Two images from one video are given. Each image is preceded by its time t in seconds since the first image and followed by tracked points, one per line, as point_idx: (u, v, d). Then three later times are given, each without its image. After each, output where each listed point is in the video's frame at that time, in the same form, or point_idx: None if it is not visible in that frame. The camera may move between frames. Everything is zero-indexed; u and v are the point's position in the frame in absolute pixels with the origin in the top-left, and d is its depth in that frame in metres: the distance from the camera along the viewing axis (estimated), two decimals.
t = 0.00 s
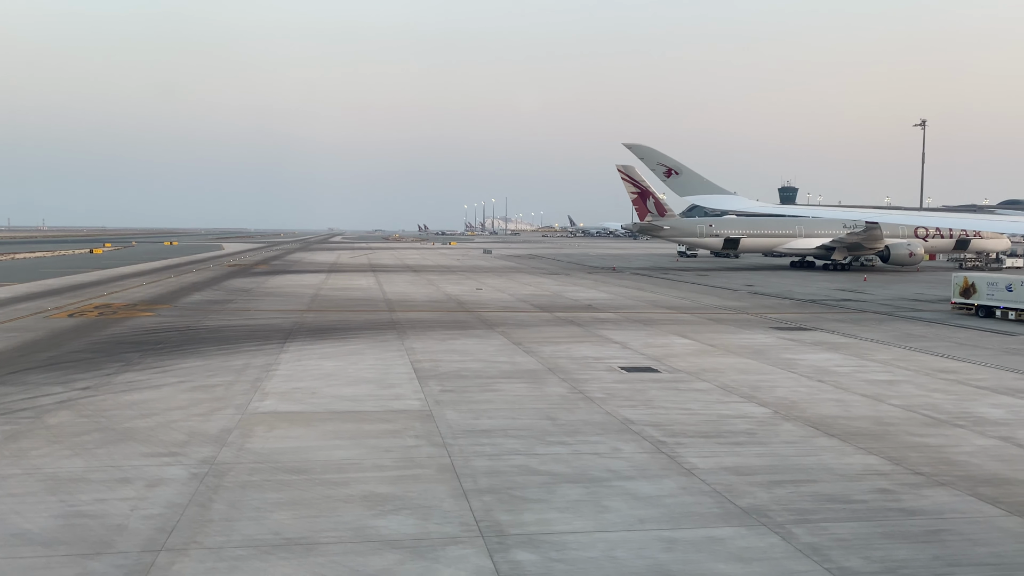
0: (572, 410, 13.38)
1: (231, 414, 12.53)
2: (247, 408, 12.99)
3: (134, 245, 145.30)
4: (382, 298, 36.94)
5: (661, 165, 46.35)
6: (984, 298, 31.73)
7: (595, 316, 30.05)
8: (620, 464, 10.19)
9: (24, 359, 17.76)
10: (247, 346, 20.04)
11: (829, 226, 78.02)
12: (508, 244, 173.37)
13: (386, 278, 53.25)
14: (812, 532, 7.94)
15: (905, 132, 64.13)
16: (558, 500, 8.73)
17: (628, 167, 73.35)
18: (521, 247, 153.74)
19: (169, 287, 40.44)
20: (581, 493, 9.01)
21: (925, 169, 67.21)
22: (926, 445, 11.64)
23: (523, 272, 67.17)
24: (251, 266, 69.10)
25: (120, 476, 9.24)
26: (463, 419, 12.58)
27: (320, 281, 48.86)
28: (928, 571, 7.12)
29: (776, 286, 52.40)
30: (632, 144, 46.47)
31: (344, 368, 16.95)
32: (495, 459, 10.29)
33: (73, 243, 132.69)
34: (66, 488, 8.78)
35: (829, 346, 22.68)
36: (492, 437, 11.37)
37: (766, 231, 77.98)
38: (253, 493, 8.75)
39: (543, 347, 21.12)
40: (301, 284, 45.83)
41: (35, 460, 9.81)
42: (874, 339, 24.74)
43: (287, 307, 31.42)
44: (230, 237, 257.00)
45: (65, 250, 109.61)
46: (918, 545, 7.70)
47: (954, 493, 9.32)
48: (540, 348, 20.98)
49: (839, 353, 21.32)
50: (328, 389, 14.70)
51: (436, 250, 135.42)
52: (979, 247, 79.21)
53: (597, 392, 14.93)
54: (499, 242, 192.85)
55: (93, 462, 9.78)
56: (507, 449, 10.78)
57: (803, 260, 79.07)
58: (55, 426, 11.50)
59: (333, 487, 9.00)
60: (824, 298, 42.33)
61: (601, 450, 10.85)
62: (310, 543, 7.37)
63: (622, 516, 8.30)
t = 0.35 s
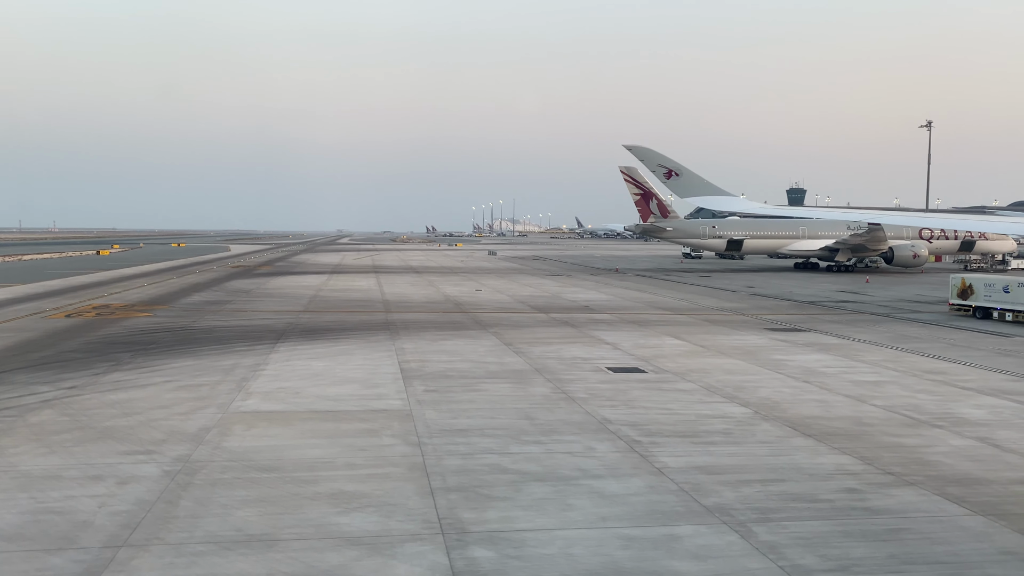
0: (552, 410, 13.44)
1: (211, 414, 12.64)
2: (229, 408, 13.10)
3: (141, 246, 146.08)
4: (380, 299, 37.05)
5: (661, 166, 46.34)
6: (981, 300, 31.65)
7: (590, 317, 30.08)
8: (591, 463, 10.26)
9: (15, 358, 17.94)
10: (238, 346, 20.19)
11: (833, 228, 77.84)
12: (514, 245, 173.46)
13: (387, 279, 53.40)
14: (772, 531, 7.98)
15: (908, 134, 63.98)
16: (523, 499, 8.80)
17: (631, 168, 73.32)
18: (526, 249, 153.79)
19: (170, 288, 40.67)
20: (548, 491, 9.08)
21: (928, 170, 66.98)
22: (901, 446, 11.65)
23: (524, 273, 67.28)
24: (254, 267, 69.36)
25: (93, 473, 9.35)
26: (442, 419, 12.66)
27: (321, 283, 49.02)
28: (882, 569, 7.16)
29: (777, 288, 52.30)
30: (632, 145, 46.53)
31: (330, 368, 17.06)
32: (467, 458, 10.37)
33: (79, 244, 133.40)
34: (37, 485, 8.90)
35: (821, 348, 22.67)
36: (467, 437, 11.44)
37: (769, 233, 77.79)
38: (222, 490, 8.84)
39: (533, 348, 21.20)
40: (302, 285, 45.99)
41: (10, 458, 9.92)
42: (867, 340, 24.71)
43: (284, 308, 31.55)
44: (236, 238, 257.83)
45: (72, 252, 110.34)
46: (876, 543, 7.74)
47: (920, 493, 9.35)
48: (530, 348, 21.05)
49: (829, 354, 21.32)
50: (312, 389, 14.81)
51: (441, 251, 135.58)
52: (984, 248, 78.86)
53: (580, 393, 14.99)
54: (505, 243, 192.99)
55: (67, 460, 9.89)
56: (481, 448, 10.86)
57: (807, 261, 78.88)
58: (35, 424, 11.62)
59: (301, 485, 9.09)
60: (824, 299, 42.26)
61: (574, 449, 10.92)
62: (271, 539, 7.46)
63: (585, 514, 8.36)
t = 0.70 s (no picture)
0: (533, 408, 13.51)
1: (193, 411, 12.75)
2: (211, 405, 13.21)
3: (148, 246, 146.57)
4: (378, 299, 37.16)
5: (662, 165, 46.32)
6: (978, 300, 31.57)
7: (586, 316, 30.12)
8: (563, 460, 10.32)
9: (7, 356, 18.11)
10: (230, 345, 20.32)
11: (836, 227, 77.62)
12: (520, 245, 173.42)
13: (388, 279, 53.53)
14: (733, 527, 8.04)
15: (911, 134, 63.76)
16: (489, 495, 8.87)
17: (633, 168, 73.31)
18: (531, 249, 153.50)
19: (170, 287, 40.88)
20: (515, 488, 9.15)
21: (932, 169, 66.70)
22: (877, 444, 11.68)
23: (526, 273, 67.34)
24: (258, 267, 69.64)
25: (67, 469, 9.47)
26: (421, 416, 12.74)
27: (322, 282, 49.18)
28: (836, 565, 7.20)
29: (778, 288, 52.18)
30: (633, 145, 46.52)
31: (318, 367, 17.17)
32: (440, 455, 10.45)
33: (86, 244, 134.13)
34: (11, 480, 9.02)
35: (813, 347, 22.66)
36: (444, 434, 11.52)
37: (773, 232, 77.63)
38: (192, 486, 8.95)
39: (524, 347, 21.27)
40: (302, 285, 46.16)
41: None
42: (860, 340, 24.68)
43: (280, 307, 31.69)
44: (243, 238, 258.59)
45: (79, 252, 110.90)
46: (834, 539, 7.78)
47: (887, 491, 9.38)
48: (520, 347, 21.11)
49: (820, 354, 21.32)
50: (297, 387, 14.92)
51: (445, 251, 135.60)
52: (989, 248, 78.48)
53: (563, 391, 15.05)
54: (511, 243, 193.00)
55: (43, 456, 10.01)
56: (456, 445, 10.94)
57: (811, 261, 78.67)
58: (16, 421, 11.75)
59: (271, 482, 9.18)
60: (824, 299, 42.16)
61: (548, 447, 10.98)
62: (233, 534, 7.56)
63: (549, 510, 8.43)
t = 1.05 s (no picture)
0: (514, 407, 13.58)
1: (175, 410, 12.87)
2: (194, 404, 13.32)
3: (155, 248, 147.28)
4: (377, 300, 37.30)
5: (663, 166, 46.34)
6: (976, 300, 31.48)
7: (581, 317, 30.18)
8: (536, 459, 10.38)
9: None
10: (222, 345, 20.46)
11: (840, 228, 77.41)
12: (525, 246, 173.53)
13: (390, 280, 53.70)
14: (695, 525, 8.09)
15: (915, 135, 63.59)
16: (457, 493, 8.94)
17: (636, 168, 73.33)
18: (537, 249, 153.83)
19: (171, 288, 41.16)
20: (483, 486, 9.21)
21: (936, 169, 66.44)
22: (853, 444, 11.70)
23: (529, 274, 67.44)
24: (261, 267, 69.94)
25: (44, 466, 9.59)
26: (402, 416, 12.82)
27: (323, 283, 49.36)
28: (792, 563, 7.24)
29: (780, 289, 52.08)
30: (634, 145, 46.56)
31: (306, 367, 17.27)
32: (414, 454, 10.52)
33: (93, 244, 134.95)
34: None
35: (805, 348, 22.65)
36: (421, 433, 11.59)
37: (776, 233, 77.49)
38: (163, 483, 9.05)
39: (515, 347, 21.35)
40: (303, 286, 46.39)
41: None
42: (854, 341, 24.66)
43: (278, 308, 31.88)
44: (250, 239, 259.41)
45: (85, 253, 111.49)
46: (794, 538, 7.83)
47: (855, 490, 9.42)
48: (511, 348, 21.19)
49: (810, 355, 21.32)
50: (283, 386, 15.03)
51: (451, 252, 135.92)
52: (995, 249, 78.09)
53: (546, 391, 15.12)
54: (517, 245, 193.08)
55: (21, 454, 10.15)
56: (431, 444, 11.01)
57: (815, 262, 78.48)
58: None
59: (243, 479, 9.27)
60: (824, 300, 42.06)
61: (523, 446, 11.04)
62: (198, 530, 7.65)
63: (514, 508, 8.50)
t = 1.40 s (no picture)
0: (494, 407, 13.64)
1: (157, 408, 12.96)
2: (176, 403, 13.42)
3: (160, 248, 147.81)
4: (374, 300, 37.39)
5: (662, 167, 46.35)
6: (971, 301, 31.43)
7: (575, 317, 30.23)
8: (508, 458, 10.44)
9: None
10: (212, 344, 20.56)
11: (842, 228, 77.25)
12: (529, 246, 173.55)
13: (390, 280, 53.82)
14: (656, 523, 8.14)
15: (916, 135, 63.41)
16: (425, 490, 9.02)
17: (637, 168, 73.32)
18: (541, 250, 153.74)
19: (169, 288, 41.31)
20: (451, 484, 9.28)
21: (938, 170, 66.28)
22: (828, 444, 11.73)
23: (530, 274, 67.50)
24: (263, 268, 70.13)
25: (18, 464, 9.69)
26: (381, 415, 12.88)
27: (322, 283, 49.48)
28: (748, 560, 7.30)
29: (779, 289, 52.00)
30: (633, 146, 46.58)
31: (292, 366, 17.35)
32: (387, 452, 10.59)
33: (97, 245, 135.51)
34: None
35: (796, 348, 22.65)
36: (397, 432, 11.65)
37: (778, 234, 77.37)
38: (135, 480, 9.13)
39: (504, 347, 21.40)
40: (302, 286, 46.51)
41: None
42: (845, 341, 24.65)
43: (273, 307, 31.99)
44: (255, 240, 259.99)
45: (90, 254, 111.93)
46: (753, 536, 7.87)
47: (822, 489, 9.45)
48: (500, 347, 21.25)
49: (800, 355, 21.32)
50: (267, 385, 15.12)
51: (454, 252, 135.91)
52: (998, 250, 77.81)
53: (529, 390, 15.18)
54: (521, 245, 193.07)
55: None
56: (405, 443, 11.07)
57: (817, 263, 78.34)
58: None
59: (214, 476, 9.36)
60: (822, 300, 41.98)
61: (497, 444, 11.11)
62: (162, 526, 7.74)
63: (479, 506, 8.56)
